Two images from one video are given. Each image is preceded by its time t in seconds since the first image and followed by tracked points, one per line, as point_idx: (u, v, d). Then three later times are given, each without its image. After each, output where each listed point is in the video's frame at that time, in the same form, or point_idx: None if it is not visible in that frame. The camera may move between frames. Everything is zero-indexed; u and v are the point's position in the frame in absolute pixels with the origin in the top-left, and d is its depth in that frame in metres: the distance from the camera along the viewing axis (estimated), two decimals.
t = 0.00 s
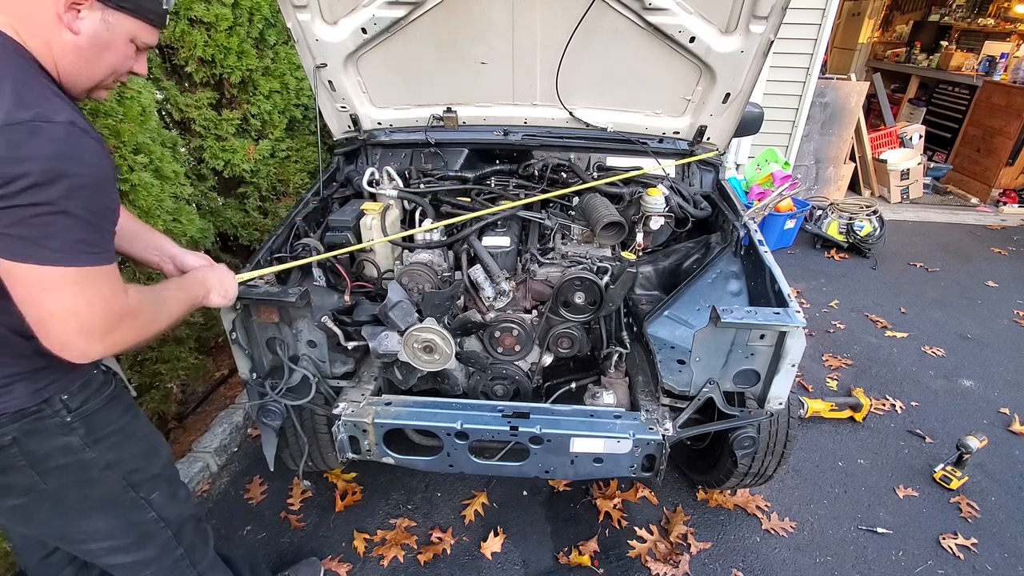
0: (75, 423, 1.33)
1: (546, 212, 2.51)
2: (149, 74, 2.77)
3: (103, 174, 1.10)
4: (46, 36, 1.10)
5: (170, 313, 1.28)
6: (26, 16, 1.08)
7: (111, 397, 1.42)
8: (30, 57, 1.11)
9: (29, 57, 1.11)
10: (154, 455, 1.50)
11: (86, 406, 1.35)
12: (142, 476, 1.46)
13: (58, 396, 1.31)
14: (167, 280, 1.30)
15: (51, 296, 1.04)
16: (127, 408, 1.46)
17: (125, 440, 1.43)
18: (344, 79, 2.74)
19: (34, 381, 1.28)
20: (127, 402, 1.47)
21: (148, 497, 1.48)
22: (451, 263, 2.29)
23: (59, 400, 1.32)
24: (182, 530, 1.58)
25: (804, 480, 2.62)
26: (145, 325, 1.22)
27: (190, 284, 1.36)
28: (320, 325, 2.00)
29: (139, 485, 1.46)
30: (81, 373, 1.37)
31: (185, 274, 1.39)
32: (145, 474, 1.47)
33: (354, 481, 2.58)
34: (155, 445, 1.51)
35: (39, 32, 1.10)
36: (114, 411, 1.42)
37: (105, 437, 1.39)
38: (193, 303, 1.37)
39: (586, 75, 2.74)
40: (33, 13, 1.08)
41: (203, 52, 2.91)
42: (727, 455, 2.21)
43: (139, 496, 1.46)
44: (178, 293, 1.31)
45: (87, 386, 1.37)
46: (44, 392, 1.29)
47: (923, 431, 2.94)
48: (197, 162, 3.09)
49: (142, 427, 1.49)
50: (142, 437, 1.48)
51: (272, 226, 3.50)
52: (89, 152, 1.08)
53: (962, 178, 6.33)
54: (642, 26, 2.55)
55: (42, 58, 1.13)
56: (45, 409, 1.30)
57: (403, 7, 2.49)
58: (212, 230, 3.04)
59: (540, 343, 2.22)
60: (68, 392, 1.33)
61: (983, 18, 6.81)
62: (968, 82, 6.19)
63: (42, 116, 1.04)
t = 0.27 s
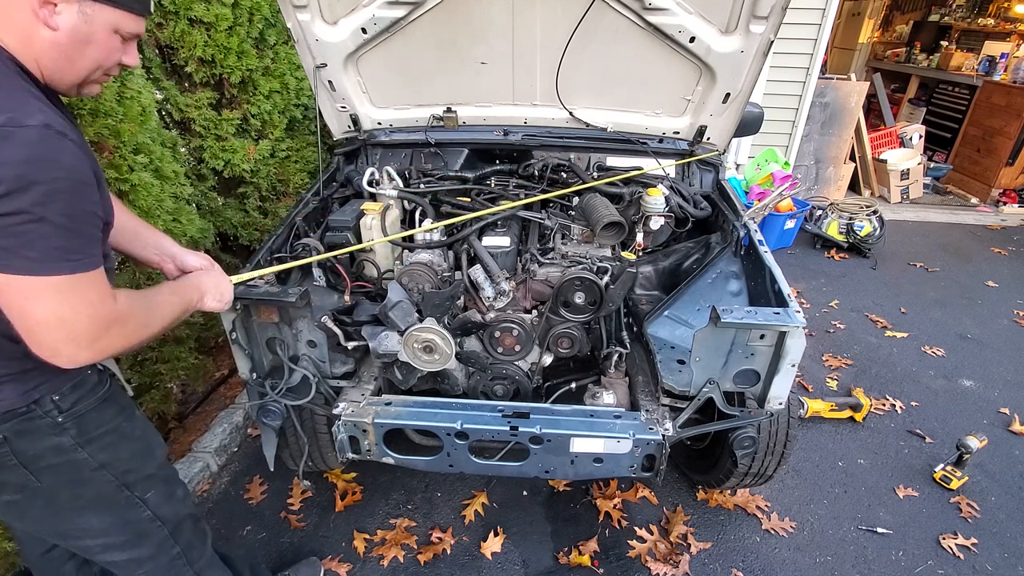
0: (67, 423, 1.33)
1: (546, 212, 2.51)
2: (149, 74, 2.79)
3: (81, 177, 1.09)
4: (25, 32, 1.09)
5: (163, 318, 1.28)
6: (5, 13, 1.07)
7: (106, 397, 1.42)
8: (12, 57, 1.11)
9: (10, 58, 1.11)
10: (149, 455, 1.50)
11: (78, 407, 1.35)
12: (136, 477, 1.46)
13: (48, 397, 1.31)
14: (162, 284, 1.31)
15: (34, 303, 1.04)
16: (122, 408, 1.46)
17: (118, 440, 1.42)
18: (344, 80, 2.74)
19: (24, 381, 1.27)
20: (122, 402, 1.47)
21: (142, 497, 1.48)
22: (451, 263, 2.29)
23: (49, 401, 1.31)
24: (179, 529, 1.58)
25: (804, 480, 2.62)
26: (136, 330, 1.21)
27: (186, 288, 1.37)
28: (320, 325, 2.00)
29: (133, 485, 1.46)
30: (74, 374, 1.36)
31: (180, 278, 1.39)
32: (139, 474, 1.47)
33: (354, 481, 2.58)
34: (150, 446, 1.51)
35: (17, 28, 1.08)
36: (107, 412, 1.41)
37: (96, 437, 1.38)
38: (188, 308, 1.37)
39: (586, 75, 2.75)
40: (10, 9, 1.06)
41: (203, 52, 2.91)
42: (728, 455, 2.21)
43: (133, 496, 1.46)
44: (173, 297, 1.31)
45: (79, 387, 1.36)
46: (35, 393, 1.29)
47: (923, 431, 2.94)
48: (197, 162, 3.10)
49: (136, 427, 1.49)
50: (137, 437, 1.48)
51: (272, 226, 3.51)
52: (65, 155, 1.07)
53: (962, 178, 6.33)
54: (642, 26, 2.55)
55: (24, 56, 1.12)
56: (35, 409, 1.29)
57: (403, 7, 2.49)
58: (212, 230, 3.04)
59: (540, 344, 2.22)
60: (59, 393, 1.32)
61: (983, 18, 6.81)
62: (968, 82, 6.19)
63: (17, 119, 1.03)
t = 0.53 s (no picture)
0: (65, 426, 1.33)
1: (546, 212, 2.51)
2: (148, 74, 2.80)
3: (64, 173, 1.07)
4: None
5: (161, 319, 1.28)
6: None
7: (106, 399, 1.42)
8: None
9: None
10: (149, 456, 1.50)
11: (76, 409, 1.34)
12: (135, 478, 1.46)
13: (46, 399, 1.30)
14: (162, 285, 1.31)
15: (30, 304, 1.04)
16: (122, 409, 1.45)
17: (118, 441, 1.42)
18: (344, 80, 2.74)
19: (23, 383, 1.27)
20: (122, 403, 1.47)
21: (142, 498, 1.48)
22: (451, 263, 2.29)
23: (47, 403, 1.31)
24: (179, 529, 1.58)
25: (804, 480, 2.62)
26: (132, 331, 1.22)
27: (186, 289, 1.37)
28: (320, 325, 2.00)
29: (132, 487, 1.45)
30: (73, 375, 1.36)
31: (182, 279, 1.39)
32: (139, 475, 1.46)
33: (354, 481, 2.58)
34: (149, 447, 1.50)
35: None
36: (107, 413, 1.41)
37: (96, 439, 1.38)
38: (188, 309, 1.37)
39: (586, 75, 2.75)
40: None
41: (203, 52, 2.91)
42: (728, 455, 2.21)
43: (132, 497, 1.46)
44: (173, 298, 1.31)
45: (78, 389, 1.36)
46: (33, 395, 1.28)
47: (923, 431, 2.94)
48: (197, 162, 3.10)
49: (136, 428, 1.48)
50: (138, 438, 1.47)
51: (272, 226, 3.51)
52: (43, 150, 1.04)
53: (962, 178, 6.33)
54: (642, 26, 2.55)
55: None
56: (33, 412, 1.29)
57: (403, 7, 2.49)
58: (212, 230, 3.04)
59: (540, 344, 2.22)
60: (58, 395, 1.32)
61: (983, 18, 6.81)
62: (968, 82, 6.19)
63: None
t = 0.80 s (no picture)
0: (75, 424, 1.33)
1: (546, 212, 2.51)
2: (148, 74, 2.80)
3: (62, 165, 1.07)
4: None
5: (179, 308, 1.30)
6: None
7: (116, 397, 1.42)
8: None
9: None
10: (160, 454, 1.49)
11: (86, 408, 1.34)
12: (145, 476, 1.46)
13: (56, 398, 1.30)
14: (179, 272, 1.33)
15: (54, 294, 1.06)
16: (132, 407, 1.45)
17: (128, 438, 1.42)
18: (344, 79, 2.74)
19: (35, 380, 1.27)
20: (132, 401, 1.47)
21: (153, 497, 1.48)
22: (451, 263, 2.29)
23: (57, 402, 1.31)
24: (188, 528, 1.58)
25: (804, 480, 2.62)
26: (152, 321, 1.23)
27: (202, 276, 1.39)
28: (320, 325, 2.00)
29: (143, 485, 1.45)
30: (82, 373, 1.36)
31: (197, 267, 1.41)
32: (149, 473, 1.46)
33: (354, 481, 2.58)
34: (159, 446, 1.50)
35: None
36: (117, 411, 1.41)
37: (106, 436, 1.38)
38: (204, 295, 1.39)
39: (586, 75, 2.75)
40: None
41: (203, 52, 2.92)
42: (727, 455, 2.21)
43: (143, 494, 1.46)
44: (191, 287, 1.33)
45: (88, 387, 1.36)
46: (43, 394, 1.28)
47: (923, 431, 2.94)
48: (197, 162, 3.10)
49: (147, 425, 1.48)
50: (148, 436, 1.47)
51: (272, 226, 3.51)
52: (39, 141, 1.04)
53: (962, 178, 6.33)
54: (642, 26, 2.55)
55: None
56: (43, 410, 1.29)
57: (403, 7, 2.49)
58: (212, 230, 3.04)
59: (540, 344, 2.22)
60: (68, 393, 1.32)
61: (983, 18, 6.81)
62: (968, 82, 6.19)
63: None
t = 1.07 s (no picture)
0: (66, 437, 1.31)
1: (546, 212, 2.52)
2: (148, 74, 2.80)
3: (61, 158, 1.07)
4: None
5: (171, 302, 1.29)
6: None
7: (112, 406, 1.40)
8: None
9: None
10: (158, 465, 1.48)
11: (78, 419, 1.32)
12: (141, 487, 1.45)
13: (45, 411, 1.28)
14: (174, 265, 1.32)
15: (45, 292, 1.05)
16: (131, 416, 1.44)
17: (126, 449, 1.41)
18: (344, 79, 2.74)
19: (24, 393, 1.26)
20: (132, 411, 1.45)
21: (150, 506, 1.48)
22: (451, 263, 2.29)
23: (47, 414, 1.29)
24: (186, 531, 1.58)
25: (804, 480, 2.62)
26: (144, 316, 1.23)
27: (197, 268, 1.38)
28: (320, 325, 2.00)
29: (139, 496, 1.45)
30: (76, 383, 1.34)
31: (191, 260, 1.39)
32: (145, 485, 1.45)
33: (354, 481, 2.58)
34: (158, 457, 1.48)
35: None
36: (115, 420, 1.39)
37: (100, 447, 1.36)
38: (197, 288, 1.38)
39: (586, 75, 2.75)
40: None
41: (203, 52, 2.92)
42: (727, 455, 2.21)
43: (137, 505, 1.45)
44: (184, 280, 1.32)
45: (81, 398, 1.34)
46: (32, 406, 1.26)
47: (923, 431, 2.94)
48: (197, 162, 3.10)
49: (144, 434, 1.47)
50: (145, 445, 1.46)
51: (272, 226, 3.51)
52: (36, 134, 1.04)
53: (962, 178, 6.33)
54: (642, 26, 2.55)
55: None
56: (33, 422, 1.28)
57: (403, 7, 2.49)
58: (212, 230, 3.04)
59: (540, 344, 2.22)
60: (58, 405, 1.30)
61: (983, 18, 6.81)
62: (968, 82, 6.19)
63: None
